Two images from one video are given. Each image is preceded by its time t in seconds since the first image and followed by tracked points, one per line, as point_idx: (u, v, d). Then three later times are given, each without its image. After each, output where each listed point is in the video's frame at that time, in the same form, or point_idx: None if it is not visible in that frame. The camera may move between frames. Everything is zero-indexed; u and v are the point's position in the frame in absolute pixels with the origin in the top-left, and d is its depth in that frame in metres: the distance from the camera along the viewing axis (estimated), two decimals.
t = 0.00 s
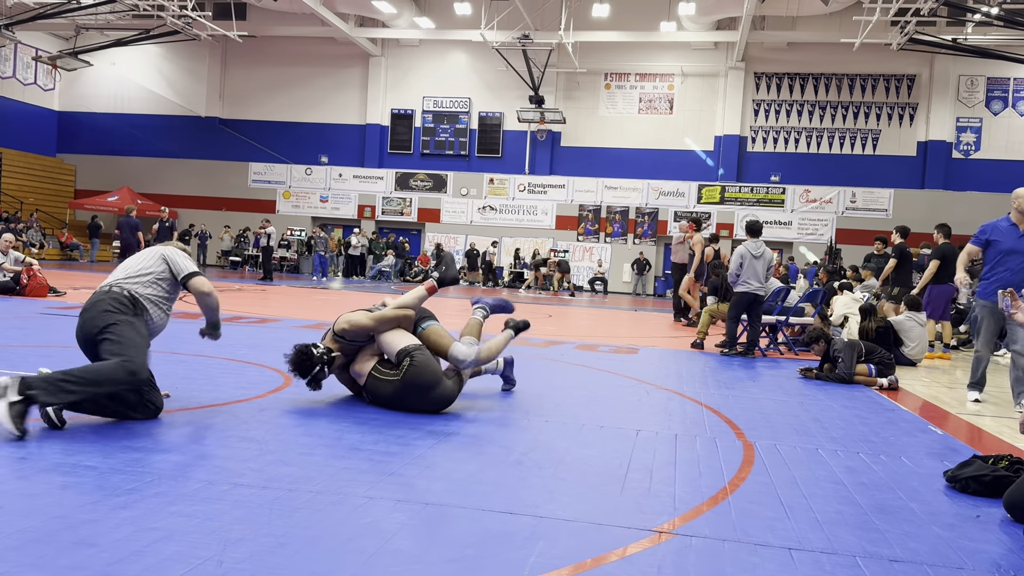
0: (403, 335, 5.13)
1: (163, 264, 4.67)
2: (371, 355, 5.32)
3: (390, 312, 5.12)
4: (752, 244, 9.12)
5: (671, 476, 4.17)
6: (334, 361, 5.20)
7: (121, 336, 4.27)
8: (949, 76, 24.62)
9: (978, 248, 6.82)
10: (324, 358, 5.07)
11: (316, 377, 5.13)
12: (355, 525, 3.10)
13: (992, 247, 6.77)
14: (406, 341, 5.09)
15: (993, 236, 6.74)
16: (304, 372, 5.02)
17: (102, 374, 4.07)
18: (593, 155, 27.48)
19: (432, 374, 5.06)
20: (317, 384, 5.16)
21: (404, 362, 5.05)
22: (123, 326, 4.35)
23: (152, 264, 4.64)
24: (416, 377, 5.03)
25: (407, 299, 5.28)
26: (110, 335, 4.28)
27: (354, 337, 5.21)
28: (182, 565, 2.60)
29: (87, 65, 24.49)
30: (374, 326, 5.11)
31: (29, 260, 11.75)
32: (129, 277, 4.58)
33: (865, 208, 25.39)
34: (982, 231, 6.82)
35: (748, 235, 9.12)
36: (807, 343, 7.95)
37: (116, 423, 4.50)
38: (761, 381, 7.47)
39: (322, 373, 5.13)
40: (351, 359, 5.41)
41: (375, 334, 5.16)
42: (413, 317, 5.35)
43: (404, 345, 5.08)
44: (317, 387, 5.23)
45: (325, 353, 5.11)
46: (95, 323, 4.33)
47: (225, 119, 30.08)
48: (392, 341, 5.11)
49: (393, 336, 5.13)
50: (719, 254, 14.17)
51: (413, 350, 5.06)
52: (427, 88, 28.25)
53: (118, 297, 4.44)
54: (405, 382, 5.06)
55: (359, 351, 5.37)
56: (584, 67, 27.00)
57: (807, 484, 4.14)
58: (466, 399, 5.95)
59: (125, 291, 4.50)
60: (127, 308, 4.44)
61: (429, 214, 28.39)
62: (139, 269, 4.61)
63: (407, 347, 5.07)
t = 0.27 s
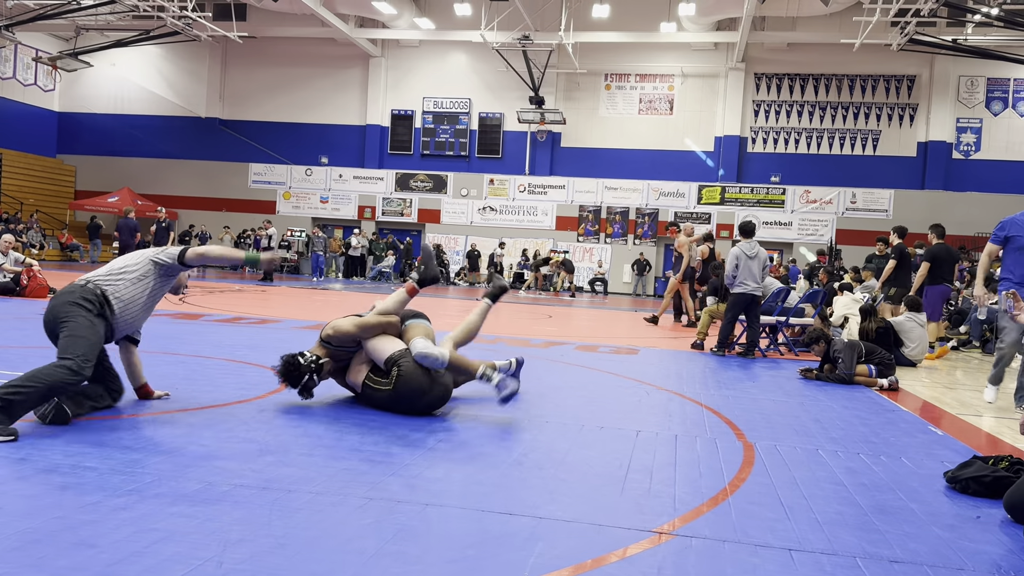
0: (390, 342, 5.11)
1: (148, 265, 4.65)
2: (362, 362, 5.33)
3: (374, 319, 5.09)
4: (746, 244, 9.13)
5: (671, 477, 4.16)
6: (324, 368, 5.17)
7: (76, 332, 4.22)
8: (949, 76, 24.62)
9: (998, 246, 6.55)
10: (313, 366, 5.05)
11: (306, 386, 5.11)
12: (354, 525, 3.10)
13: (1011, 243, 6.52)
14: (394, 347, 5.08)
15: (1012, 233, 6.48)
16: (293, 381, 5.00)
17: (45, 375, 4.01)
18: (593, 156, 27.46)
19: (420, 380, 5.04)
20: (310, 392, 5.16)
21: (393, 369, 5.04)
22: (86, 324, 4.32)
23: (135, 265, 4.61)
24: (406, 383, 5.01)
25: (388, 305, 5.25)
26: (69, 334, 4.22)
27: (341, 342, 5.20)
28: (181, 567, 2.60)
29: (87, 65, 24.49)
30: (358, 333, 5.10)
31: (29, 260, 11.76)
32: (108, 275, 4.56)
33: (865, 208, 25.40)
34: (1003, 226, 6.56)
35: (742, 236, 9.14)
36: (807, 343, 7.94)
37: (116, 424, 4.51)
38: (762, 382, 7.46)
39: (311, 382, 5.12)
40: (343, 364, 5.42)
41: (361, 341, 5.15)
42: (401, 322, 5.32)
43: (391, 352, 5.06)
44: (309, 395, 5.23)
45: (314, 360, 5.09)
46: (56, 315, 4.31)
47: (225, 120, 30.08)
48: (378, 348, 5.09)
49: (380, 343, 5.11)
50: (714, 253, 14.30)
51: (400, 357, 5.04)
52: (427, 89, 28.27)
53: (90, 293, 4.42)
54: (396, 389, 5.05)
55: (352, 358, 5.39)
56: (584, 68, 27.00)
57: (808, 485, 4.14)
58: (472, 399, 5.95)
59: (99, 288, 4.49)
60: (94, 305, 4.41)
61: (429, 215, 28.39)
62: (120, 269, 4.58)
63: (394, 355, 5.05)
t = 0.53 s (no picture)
0: (365, 351, 5.08)
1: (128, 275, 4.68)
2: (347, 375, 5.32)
3: (343, 332, 5.05)
4: (734, 244, 9.14)
5: (671, 477, 4.16)
6: (310, 379, 5.29)
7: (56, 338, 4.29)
8: (949, 76, 24.63)
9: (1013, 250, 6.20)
10: (295, 380, 5.20)
11: (297, 397, 5.30)
12: (356, 525, 3.11)
13: None
14: (372, 355, 5.07)
15: None
16: (282, 395, 5.26)
17: (28, 379, 4.01)
18: (593, 156, 27.45)
19: (400, 385, 4.97)
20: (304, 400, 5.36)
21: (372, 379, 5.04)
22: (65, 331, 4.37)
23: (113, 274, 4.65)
24: (385, 392, 4.97)
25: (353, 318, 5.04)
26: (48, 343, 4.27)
27: (320, 355, 5.23)
28: (182, 567, 2.60)
29: (87, 66, 24.48)
30: (330, 347, 5.11)
31: (30, 261, 11.75)
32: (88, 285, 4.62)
33: (865, 208, 25.38)
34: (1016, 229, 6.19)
35: (730, 235, 9.15)
36: (807, 343, 7.93)
37: (117, 424, 4.52)
38: (762, 382, 7.46)
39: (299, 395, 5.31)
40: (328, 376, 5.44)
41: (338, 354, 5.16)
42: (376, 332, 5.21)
43: (368, 363, 5.06)
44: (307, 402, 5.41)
45: (297, 374, 5.22)
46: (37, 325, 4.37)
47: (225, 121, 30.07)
48: (354, 362, 5.10)
49: (356, 354, 5.10)
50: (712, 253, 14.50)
51: (378, 365, 5.03)
52: (427, 89, 28.28)
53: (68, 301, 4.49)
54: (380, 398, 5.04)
55: (338, 369, 5.41)
56: (584, 68, 27.00)
57: (809, 484, 4.14)
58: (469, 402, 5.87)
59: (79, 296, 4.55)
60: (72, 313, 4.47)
61: (430, 216, 28.38)
62: (102, 279, 4.63)
63: (371, 364, 5.05)
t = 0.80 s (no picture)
0: (351, 356, 5.02)
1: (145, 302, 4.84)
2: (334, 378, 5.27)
3: (322, 335, 4.97)
4: (727, 243, 9.12)
5: (674, 476, 4.16)
6: (300, 380, 5.27)
7: (66, 334, 4.35)
8: (950, 74, 24.61)
9: None
10: (284, 382, 5.20)
11: (291, 399, 5.31)
12: (358, 525, 3.10)
13: None
14: (358, 360, 5.01)
15: None
16: (274, 397, 5.29)
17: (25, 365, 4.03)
18: (593, 156, 27.44)
19: (390, 391, 4.91)
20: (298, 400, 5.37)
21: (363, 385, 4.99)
22: (73, 333, 4.45)
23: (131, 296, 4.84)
24: (378, 397, 4.93)
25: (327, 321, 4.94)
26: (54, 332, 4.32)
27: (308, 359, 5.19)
28: (185, 567, 2.60)
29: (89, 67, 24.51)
30: (311, 350, 5.04)
31: (32, 262, 11.76)
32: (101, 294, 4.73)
33: (867, 207, 25.34)
34: None
35: (723, 235, 9.14)
36: (809, 342, 7.90)
37: (120, 424, 4.52)
38: (764, 382, 7.45)
39: (292, 397, 5.32)
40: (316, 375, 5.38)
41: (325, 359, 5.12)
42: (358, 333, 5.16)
43: (353, 368, 5.01)
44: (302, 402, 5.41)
45: (286, 376, 5.21)
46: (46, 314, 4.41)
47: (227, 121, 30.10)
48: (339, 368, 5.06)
49: (340, 359, 5.05)
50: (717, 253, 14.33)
51: (366, 371, 4.97)
52: (428, 89, 28.29)
53: (81, 303, 4.58)
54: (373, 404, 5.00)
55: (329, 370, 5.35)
56: (585, 67, 27.01)
57: (811, 484, 4.13)
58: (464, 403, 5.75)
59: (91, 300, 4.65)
60: (82, 318, 4.56)
61: (431, 215, 28.38)
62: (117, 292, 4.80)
63: (358, 369, 4.99)
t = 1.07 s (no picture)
0: (351, 364, 5.05)
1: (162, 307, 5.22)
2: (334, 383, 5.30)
3: (320, 346, 4.97)
4: (726, 240, 9.11)
5: (678, 474, 4.16)
6: (301, 381, 5.26)
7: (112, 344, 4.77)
8: (954, 71, 24.55)
9: None
10: (285, 383, 5.20)
11: (292, 399, 5.32)
12: (361, 525, 3.10)
13: None
14: (358, 367, 5.04)
15: None
16: (275, 398, 5.31)
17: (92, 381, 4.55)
18: (596, 154, 27.42)
19: (391, 398, 4.90)
20: (301, 400, 5.38)
21: (363, 392, 5.00)
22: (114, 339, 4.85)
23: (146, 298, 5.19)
24: (378, 404, 4.94)
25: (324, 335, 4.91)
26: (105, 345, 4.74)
27: (307, 363, 5.17)
28: (189, 566, 2.60)
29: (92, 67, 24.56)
30: (311, 357, 5.06)
31: (36, 262, 11.76)
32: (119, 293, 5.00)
33: (870, 204, 25.32)
34: None
35: (722, 232, 9.14)
36: (812, 340, 7.90)
37: (125, 424, 4.54)
38: (767, 379, 7.45)
39: (293, 398, 5.33)
40: (318, 373, 5.37)
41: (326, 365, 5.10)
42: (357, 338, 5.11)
43: (354, 375, 5.04)
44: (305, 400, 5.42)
45: (286, 378, 5.21)
46: (94, 322, 4.72)
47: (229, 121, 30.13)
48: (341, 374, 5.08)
49: (340, 366, 5.08)
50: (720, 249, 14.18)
51: (366, 379, 4.98)
52: (431, 88, 28.27)
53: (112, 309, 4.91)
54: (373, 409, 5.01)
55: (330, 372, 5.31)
56: (587, 66, 26.98)
57: (815, 481, 4.13)
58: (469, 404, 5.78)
59: (119, 304, 4.98)
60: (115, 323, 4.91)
61: (434, 214, 28.42)
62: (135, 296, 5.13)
63: (358, 377, 5.02)
